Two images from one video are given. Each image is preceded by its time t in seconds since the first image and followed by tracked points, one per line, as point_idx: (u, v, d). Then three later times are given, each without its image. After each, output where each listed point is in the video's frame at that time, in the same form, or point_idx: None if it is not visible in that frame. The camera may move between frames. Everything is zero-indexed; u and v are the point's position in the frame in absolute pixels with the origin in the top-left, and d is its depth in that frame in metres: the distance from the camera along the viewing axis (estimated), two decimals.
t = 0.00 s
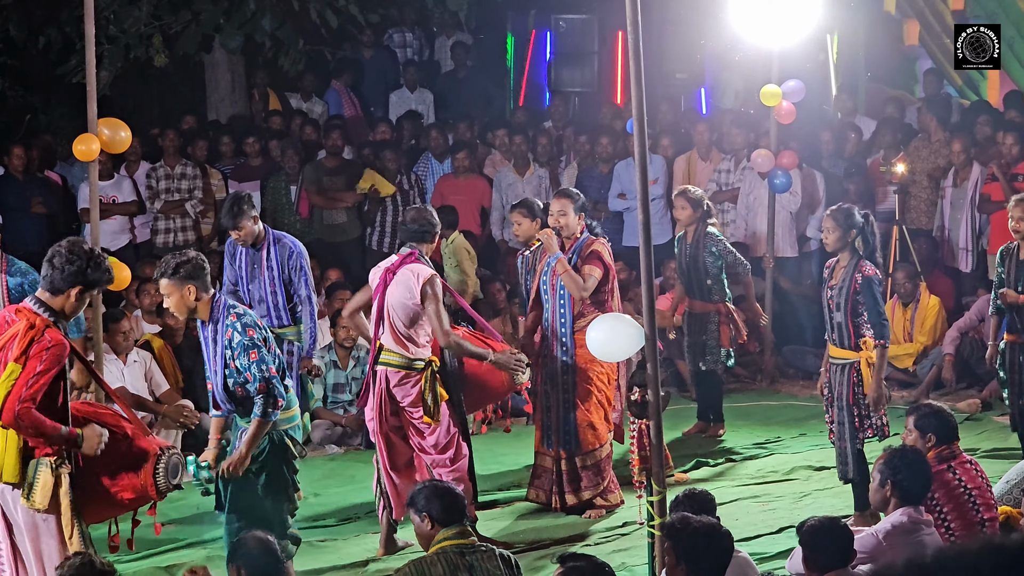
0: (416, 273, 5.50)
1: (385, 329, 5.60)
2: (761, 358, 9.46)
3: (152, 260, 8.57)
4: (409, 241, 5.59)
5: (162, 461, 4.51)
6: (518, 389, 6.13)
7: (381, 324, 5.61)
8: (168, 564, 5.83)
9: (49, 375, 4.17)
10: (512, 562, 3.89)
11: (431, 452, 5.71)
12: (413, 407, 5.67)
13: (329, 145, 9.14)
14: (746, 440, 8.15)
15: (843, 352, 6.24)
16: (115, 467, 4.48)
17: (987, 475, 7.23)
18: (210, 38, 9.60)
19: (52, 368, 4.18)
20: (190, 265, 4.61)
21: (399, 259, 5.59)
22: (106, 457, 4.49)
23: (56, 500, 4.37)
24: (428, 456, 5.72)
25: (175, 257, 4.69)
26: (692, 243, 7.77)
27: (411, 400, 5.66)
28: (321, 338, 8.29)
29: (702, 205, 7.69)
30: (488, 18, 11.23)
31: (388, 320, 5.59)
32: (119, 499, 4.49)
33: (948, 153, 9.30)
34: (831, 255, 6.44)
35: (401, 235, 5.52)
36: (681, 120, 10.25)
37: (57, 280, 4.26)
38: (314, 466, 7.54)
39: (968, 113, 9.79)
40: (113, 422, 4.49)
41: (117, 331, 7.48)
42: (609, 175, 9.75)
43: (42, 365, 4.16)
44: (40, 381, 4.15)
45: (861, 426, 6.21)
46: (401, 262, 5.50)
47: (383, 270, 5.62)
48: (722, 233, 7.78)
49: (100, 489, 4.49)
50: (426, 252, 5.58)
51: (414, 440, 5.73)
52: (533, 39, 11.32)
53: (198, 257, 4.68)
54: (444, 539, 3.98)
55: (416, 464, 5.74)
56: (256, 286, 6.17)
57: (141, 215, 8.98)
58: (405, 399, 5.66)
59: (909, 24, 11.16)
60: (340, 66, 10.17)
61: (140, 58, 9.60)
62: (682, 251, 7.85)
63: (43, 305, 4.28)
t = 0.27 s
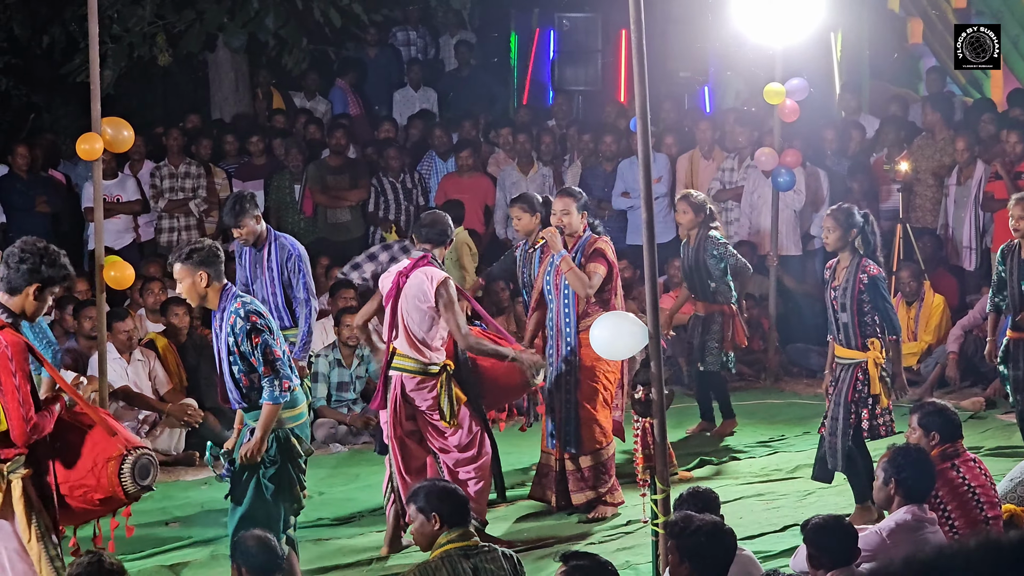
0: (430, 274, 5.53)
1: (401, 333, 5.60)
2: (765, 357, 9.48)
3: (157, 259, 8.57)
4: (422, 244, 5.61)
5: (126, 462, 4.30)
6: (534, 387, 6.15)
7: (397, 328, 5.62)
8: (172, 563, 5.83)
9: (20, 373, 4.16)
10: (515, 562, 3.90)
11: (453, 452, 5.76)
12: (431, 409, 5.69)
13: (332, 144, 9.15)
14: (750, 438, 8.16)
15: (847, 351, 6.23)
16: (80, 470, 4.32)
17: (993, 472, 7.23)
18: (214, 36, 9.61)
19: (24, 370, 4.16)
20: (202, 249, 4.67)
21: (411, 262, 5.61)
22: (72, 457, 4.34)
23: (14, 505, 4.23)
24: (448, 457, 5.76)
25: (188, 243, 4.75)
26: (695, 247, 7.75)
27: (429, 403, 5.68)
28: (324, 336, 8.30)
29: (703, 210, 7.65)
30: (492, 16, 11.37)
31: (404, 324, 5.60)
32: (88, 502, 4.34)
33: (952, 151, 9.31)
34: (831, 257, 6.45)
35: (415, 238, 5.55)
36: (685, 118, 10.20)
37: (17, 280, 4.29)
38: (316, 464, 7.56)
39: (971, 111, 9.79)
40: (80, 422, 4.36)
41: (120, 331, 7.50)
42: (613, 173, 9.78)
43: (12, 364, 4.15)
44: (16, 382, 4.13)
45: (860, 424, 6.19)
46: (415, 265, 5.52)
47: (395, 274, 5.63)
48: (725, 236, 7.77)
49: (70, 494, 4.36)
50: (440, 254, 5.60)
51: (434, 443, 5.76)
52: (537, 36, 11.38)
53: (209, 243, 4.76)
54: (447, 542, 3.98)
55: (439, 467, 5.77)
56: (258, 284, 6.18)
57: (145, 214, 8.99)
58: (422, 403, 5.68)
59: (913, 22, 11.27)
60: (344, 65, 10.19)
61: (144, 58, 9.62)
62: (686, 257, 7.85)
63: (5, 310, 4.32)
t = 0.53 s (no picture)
0: (458, 275, 5.60)
1: (430, 334, 5.65)
2: (767, 356, 9.50)
3: (159, 258, 8.58)
4: (449, 247, 5.71)
5: (93, 459, 4.18)
6: (562, 388, 6.60)
7: (426, 330, 5.67)
8: (176, 563, 5.83)
9: None
10: (517, 563, 3.91)
11: (481, 456, 5.75)
12: (462, 412, 5.71)
13: (334, 144, 9.16)
14: (753, 437, 8.15)
15: (844, 353, 6.19)
16: (48, 469, 4.16)
17: (995, 472, 7.23)
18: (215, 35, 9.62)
19: None
20: (211, 245, 4.67)
21: (438, 265, 5.70)
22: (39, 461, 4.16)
23: None
24: (475, 460, 5.75)
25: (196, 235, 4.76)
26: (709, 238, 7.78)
27: (460, 405, 5.70)
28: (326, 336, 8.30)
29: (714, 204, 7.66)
30: (493, 17, 11.19)
31: (433, 325, 5.65)
32: (59, 502, 4.19)
33: (954, 150, 9.31)
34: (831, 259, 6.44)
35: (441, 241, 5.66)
36: (687, 118, 10.22)
37: None
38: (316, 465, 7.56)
39: (974, 110, 9.79)
40: (43, 420, 4.21)
41: (123, 330, 7.52)
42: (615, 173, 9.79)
43: None
44: None
45: (860, 424, 6.18)
46: (442, 266, 5.60)
47: (423, 276, 5.70)
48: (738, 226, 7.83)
49: (38, 495, 4.18)
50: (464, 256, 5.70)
51: (462, 447, 5.75)
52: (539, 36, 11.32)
53: (216, 238, 4.77)
54: (448, 545, 3.98)
55: (463, 469, 5.76)
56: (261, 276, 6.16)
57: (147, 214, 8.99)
58: (453, 405, 5.70)
59: (915, 21, 11.15)
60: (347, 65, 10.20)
61: (146, 58, 9.64)
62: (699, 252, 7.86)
63: None
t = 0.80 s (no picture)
0: (463, 264, 5.88)
1: (442, 325, 5.92)
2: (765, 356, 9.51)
3: (158, 258, 8.57)
4: (452, 238, 5.98)
5: (69, 462, 5.05)
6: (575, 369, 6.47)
7: (438, 320, 5.94)
8: (172, 563, 5.83)
9: None
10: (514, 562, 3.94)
11: (494, 447, 5.97)
12: (477, 402, 5.95)
13: (332, 144, 9.16)
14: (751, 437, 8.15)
15: (842, 352, 6.22)
16: (27, 476, 5.05)
17: (994, 472, 7.23)
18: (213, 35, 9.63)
19: None
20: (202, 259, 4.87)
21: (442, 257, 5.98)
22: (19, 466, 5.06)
23: None
24: (488, 451, 5.98)
25: (189, 245, 4.95)
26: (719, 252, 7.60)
27: (475, 395, 5.94)
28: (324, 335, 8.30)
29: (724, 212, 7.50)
30: (492, 15, 11.27)
31: (445, 316, 5.91)
32: (39, 504, 5.08)
33: (953, 150, 9.31)
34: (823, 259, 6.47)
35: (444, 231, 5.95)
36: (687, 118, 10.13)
37: None
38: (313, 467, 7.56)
39: (973, 110, 9.77)
40: (24, 426, 5.12)
41: (120, 330, 7.59)
42: (613, 173, 9.78)
43: None
44: None
45: (856, 427, 6.18)
46: (447, 257, 5.89)
47: (429, 269, 5.98)
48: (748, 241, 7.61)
49: (18, 497, 5.07)
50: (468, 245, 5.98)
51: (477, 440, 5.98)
52: (537, 36, 11.37)
53: (206, 251, 4.96)
54: (443, 541, 4.01)
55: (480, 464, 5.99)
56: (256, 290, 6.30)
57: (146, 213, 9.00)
58: (469, 394, 5.94)
59: (914, 22, 11.17)
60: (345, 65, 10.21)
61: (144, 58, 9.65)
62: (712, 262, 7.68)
63: None
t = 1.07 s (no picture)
0: (458, 274, 5.71)
1: (432, 334, 5.79)
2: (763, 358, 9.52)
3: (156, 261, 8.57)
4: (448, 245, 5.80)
5: (48, 465, 5.56)
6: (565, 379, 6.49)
7: (426, 329, 5.80)
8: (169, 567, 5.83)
9: None
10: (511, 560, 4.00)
11: (480, 455, 5.88)
12: (464, 412, 5.86)
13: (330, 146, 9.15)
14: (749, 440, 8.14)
15: (835, 372, 6.15)
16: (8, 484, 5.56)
17: (993, 475, 7.23)
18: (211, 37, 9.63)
19: None
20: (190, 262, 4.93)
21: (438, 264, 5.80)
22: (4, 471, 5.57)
23: None
24: (475, 461, 5.88)
25: (181, 244, 4.99)
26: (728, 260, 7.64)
27: (464, 404, 5.85)
28: (322, 337, 8.30)
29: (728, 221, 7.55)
30: (490, 17, 11.17)
31: (435, 326, 5.78)
32: (21, 510, 5.56)
33: (951, 152, 9.31)
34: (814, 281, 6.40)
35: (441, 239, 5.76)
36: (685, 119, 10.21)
37: None
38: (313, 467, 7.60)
39: (971, 111, 9.78)
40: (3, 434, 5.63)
41: (119, 332, 7.61)
42: (612, 175, 9.77)
43: None
44: None
45: (844, 443, 6.17)
46: (442, 266, 5.72)
47: (423, 276, 5.81)
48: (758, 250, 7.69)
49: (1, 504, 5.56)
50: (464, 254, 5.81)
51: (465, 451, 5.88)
52: (536, 38, 11.34)
53: (199, 253, 5.00)
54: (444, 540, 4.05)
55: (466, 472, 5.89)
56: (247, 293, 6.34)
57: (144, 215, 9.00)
58: (457, 403, 5.85)
59: (911, 23, 11.15)
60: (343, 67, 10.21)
61: (142, 60, 9.67)
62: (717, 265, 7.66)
63: None
